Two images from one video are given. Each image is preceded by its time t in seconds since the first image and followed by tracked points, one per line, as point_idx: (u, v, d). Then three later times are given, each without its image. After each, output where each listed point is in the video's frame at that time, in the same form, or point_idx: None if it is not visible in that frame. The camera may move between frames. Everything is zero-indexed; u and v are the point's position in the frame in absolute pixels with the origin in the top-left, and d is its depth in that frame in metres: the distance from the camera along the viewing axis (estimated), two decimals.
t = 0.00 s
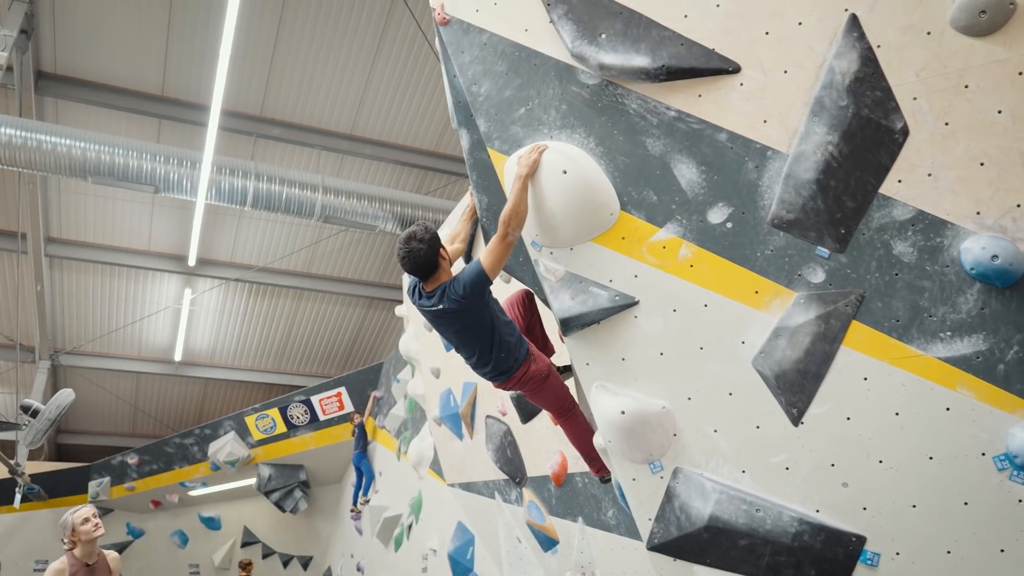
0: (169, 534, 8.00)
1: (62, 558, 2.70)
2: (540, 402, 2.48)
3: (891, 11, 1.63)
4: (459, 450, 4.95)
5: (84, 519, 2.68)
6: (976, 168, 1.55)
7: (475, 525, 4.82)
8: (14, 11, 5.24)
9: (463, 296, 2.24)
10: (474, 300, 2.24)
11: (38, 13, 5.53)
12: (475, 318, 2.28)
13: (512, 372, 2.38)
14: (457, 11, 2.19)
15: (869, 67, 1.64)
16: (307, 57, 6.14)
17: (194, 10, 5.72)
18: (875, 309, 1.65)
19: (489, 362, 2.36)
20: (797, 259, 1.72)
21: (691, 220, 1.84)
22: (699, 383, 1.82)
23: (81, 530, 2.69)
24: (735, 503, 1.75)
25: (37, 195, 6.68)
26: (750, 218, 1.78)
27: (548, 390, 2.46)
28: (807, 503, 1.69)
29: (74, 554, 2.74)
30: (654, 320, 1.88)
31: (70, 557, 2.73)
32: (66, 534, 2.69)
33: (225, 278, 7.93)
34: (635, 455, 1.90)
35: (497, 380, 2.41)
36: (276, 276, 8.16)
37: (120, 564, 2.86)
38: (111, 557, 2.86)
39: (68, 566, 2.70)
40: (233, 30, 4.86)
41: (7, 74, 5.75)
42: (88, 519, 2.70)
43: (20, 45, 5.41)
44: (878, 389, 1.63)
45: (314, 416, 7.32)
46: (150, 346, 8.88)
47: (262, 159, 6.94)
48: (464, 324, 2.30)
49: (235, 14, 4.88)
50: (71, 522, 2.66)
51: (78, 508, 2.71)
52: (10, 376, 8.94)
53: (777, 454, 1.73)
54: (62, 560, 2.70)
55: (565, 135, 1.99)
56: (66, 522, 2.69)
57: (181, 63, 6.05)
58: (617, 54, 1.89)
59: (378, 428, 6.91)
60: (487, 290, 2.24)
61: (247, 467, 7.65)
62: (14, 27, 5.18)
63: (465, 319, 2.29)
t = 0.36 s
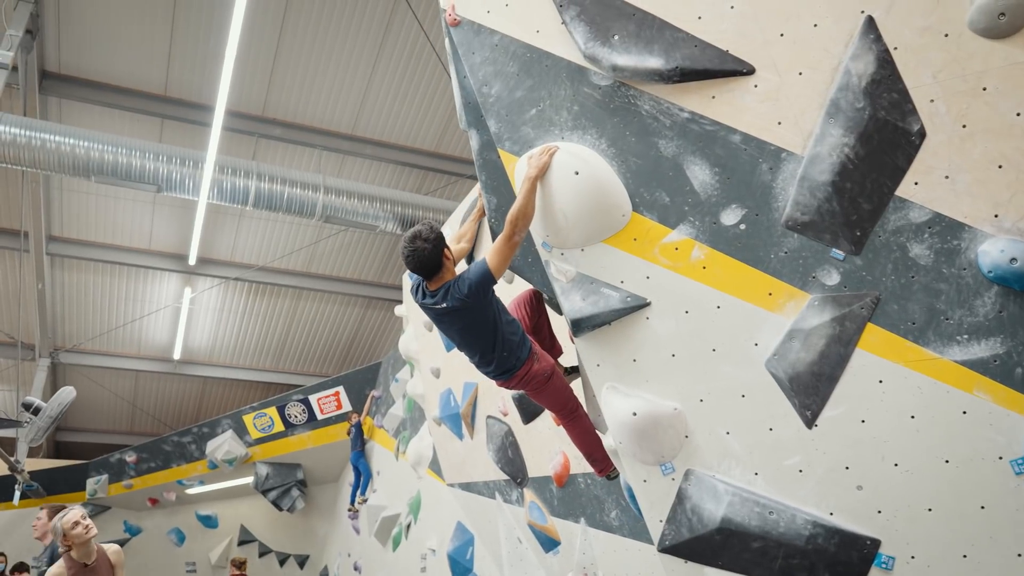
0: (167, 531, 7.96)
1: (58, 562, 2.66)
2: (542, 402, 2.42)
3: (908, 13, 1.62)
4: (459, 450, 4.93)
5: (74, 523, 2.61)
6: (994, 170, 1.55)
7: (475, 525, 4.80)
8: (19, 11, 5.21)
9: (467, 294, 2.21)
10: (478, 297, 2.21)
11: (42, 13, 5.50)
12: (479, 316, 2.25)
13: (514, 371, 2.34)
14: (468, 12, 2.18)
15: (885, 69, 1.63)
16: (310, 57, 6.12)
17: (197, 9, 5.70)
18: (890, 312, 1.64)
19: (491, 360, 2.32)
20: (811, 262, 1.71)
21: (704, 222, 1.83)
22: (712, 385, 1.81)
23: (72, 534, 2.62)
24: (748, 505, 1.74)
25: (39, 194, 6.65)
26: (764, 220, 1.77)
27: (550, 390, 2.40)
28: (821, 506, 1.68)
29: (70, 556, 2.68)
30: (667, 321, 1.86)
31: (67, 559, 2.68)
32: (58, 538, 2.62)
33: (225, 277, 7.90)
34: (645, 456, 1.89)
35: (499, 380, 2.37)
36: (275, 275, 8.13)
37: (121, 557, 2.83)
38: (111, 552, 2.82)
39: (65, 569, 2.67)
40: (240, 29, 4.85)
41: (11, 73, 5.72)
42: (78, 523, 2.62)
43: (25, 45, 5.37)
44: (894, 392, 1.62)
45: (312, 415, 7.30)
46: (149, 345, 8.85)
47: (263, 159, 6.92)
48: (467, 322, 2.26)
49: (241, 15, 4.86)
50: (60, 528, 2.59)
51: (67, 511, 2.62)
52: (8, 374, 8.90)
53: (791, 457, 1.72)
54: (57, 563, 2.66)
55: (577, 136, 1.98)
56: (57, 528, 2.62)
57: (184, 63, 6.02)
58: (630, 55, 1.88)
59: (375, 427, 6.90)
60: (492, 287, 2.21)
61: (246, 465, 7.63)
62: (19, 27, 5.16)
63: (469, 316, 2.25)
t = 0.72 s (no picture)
0: (145, 525, 7.96)
1: (44, 558, 2.62)
2: (541, 392, 2.45)
3: (911, 14, 1.66)
4: (446, 442, 4.95)
5: (60, 516, 2.57)
6: (994, 169, 1.58)
7: (463, 517, 4.83)
8: None
9: (470, 286, 2.23)
10: (481, 288, 2.23)
11: None
12: (482, 307, 2.27)
13: (515, 362, 2.36)
14: (473, 5, 2.22)
15: (889, 68, 1.67)
16: (297, 45, 6.08)
17: None
18: (891, 306, 1.68)
19: (493, 352, 2.34)
20: (814, 257, 1.75)
21: (709, 216, 1.86)
22: (715, 378, 1.84)
23: (59, 528, 2.58)
24: (750, 495, 1.78)
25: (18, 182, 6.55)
26: (768, 215, 1.80)
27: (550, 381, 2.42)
28: (820, 495, 1.72)
29: (57, 552, 2.65)
30: (670, 315, 1.90)
31: (53, 555, 2.64)
32: (44, 533, 2.59)
33: (207, 267, 7.84)
34: (649, 448, 1.93)
35: (500, 370, 2.39)
36: (258, 266, 8.06)
37: (108, 549, 2.80)
38: (99, 545, 2.78)
39: (53, 565, 2.63)
40: (230, 17, 4.81)
41: None
42: (65, 515, 2.59)
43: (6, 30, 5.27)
44: (893, 385, 1.66)
45: (294, 407, 7.29)
46: (128, 336, 8.75)
47: (248, 148, 6.86)
48: (469, 314, 2.28)
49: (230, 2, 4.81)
50: (47, 521, 2.56)
51: (54, 504, 2.59)
52: None
53: (792, 448, 1.75)
54: (44, 559, 2.62)
55: (582, 130, 2.00)
56: (42, 522, 2.58)
57: (169, 50, 5.95)
58: (638, 51, 1.90)
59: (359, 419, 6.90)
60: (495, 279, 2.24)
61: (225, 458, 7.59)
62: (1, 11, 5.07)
63: (472, 308, 2.27)
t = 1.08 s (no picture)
0: (117, 512, 7.98)
1: (34, 541, 2.64)
2: (530, 380, 2.47)
3: (906, 8, 1.69)
4: (427, 428, 4.95)
5: (52, 497, 2.61)
6: (984, 163, 1.62)
7: (444, 502, 4.85)
8: None
9: (463, 279, 2.23)
10: (474, 281, 2.23)
11: None
12: (474, 299, 2.28)
13: (505, 351, 2.38)
14: None
15: (884, 62, 1.70)
16: (275, 28, 6.02)
17: None
18: (882, 296, 1.72)
19: (484, 341, 2.35)
20: (808, 246, 1.78)
21: (705, 206, 1.89)
22: (709, 364, 1.87)
23: (50, 509, 2.61)
24: (743, 480, 1.82)
25: None
26: (763, 205, 1.83)
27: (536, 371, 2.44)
28: (811, 479, 1.76)
29: (46, 536, 2.66)
30: (665, 302, 1.92)
31: (43, 538, 2.66)
32: (35, 515, 2.62)
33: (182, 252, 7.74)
34: (644, 434, 1.95)
35: (491, 358, 2.42)
36: (234, 251, 7.96)
37: (97, 540, 2.78)
38: (88, 534, 2.77)
39: (42, 549, 2.64)
40: None
41: None
42: (57, 498, 2.62)
43: None
44: (884, 372, 1.71)
45: (269, 394, 7.24)
46: (100, 321, 8.61)
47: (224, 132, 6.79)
48: (461, 304, 2.29)
49: None
50: (39, 500, 2.59)
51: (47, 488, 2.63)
52: None
53: (784, 433, 1.79)
54: (33, 542, 2.64)
55: (579, 119, 2.02)
56: (34, 503, 2.61)
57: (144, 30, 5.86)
58: (636, 40, 1.92)
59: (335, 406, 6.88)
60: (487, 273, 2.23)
61: (200, 444, 7.57)
62: None
63: (463, 300, 2.28)
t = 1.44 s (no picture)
0: (95, 499, 7.98)
1: (28, 525, 2.81)
2: (521, 367, 2.49)
3: (901, 2, 1.72)
4: (412, 415, 4.96)
5: (51, 483, 2.82)
6: (976, 155, 1.66)
7: (428, 488, 4.87)
8: None
9: (461, 263, 2.24)
10: (472, 266, 2.25)
11: None
12: (471, 285, 2.29)
13: (499, 339, 2.40)
14: None
15: (880, 55, 1.73)
16: (260, 17, 6.18)
17: None
18: (876, 285, 1.75)
19: (478, 328, 2.36)
20: (803, 236, 1.81)
21: (701, 195, 1.91)
22: (705, 352, 1.90)
23: (47, 494, 2.80)
24: (738, 465, 1.85)
25: None
26: (759, 195, 1.85)
27: (530, 357, 2.46)
28: (805, 465, 1.80)
29: (40, 521, 2.84)
30: (662, 291, 1.94)
31: (36, 524, 2.84)
32: (32, 499, 2.80)
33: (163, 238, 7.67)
34: (640, 420, 1.97)
35: (484, 346, 2.43)
36: (215, 238, 7.89)
37: (88, 529, 2.97)
38: (79, 523, 2.95)
39: (34, 533, 2.81)
40: None
41: None
42: (55, 484, 2.83)
43: None
44: (877, 360, 1.74)
45: (250, 380, 7.21)
46: (78, 308, 8.50)
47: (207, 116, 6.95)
48: (458, 289, 2.30)
49: None
50: (38, 485, 2.79)
51: (45, 474, 2.84)
52: None
53: (778, 420, 1.82)
54: (27, 527, 2.81)
55: (577, 108, 2.03)
56: (31, 488, 2.80)
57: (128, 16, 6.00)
58: (635, 30, 1.93)
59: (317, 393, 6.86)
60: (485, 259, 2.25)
61: (180, 431, 7.51)
62: None
63: (460, 285, 2.29)
